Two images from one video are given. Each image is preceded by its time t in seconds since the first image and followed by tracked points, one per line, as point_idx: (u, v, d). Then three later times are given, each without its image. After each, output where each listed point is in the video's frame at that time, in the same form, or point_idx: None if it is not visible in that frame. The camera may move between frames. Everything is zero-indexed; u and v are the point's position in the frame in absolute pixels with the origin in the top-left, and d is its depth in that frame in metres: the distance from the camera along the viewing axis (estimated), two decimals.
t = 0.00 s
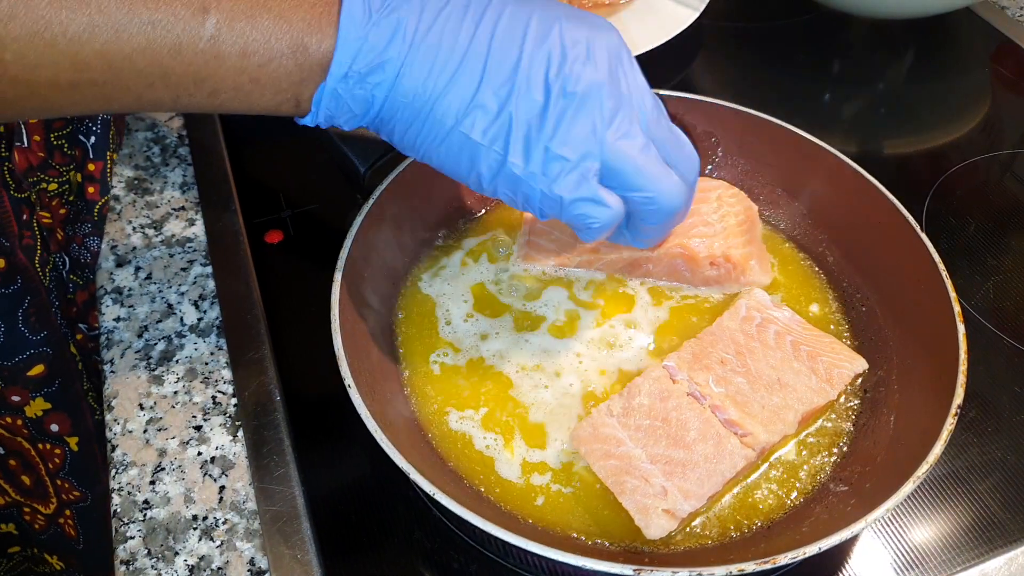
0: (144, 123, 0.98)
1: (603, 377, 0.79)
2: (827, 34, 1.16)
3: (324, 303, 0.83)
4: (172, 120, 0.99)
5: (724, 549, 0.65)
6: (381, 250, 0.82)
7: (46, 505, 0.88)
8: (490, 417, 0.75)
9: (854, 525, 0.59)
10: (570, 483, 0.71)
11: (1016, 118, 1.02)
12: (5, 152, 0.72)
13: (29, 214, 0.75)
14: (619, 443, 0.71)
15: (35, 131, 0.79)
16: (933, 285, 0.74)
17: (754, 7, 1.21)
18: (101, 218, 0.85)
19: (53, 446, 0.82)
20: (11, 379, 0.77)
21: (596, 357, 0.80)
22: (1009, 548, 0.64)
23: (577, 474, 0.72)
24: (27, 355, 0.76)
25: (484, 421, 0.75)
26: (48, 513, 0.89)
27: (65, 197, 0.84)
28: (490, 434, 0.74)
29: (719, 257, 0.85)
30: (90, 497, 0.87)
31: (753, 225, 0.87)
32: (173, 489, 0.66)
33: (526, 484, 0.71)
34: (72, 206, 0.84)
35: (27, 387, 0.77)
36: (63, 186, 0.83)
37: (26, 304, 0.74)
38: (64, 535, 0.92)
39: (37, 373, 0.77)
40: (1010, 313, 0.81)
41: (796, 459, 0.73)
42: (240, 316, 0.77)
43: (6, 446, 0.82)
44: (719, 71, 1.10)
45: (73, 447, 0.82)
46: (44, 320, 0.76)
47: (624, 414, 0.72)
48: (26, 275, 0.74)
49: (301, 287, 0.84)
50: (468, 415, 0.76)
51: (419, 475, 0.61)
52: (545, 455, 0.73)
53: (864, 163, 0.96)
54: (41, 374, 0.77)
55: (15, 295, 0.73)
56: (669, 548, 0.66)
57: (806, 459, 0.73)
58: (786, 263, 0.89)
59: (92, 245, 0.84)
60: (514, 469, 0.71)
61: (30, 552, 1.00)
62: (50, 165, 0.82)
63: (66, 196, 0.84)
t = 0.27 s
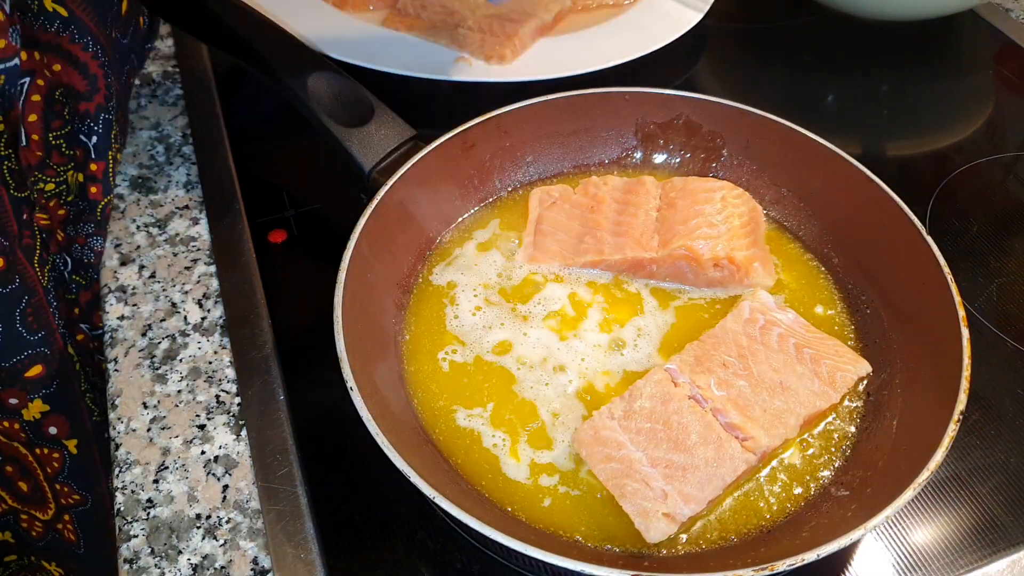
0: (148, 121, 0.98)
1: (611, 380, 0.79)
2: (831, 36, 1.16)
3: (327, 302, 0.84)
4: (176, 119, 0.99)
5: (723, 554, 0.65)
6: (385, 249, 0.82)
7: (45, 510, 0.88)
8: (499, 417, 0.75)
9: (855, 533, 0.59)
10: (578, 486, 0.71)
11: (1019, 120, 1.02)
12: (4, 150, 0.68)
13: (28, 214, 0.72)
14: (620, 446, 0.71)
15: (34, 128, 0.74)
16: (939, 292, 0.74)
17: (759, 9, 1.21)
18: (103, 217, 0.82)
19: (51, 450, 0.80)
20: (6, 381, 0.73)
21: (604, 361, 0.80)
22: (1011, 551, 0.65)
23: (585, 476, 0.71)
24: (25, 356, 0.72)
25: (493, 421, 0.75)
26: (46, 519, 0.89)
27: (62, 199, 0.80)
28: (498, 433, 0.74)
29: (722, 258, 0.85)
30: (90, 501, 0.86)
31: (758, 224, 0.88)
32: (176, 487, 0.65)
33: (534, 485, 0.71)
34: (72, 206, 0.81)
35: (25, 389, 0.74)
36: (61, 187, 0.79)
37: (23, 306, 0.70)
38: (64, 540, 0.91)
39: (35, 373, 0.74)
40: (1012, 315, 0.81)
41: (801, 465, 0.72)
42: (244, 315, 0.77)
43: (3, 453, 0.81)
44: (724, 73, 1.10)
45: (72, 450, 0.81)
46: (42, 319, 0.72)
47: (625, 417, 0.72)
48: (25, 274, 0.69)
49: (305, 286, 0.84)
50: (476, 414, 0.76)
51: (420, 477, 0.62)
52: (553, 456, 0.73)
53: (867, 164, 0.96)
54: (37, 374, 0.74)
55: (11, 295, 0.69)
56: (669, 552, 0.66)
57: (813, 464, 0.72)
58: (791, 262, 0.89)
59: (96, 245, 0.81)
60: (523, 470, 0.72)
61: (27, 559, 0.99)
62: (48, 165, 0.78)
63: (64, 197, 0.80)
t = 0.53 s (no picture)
0: (149, 121, 0.98)
1: (611, 380, 0.78)
2: (832, 35, 1.16)
3: (328, 302, 0.83)
4: (177, 118, 0.98)
5: (724, 553, 0.65)
6: (386, 248, 0.82)
7: (41, 501, 0.89)
8: (497, 417, 0.75)
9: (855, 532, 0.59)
10: (573, 487, 0.71)
11: (1021, 119, 1.02)
12: None
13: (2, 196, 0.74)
14: (621, 445, 0.71)
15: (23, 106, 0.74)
16: (941, 290, 0.74)
17: (760, 8, 1.21)
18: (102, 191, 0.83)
19: (44, 443, 0.82)
20: None
21: (604, 361, 0.80)
22: (1013, 551, 0.64)
23: (581, 478, 0.71)
24: (15, 347, 0.73)
25: (491, 420, 0.75)
26: (42, 510, 0.90)
27: (45, 182, 0.81)
28: (494, 431, 0.74)
29: (723, 258, 0.85)
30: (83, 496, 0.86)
31: (758, 224, 0.88)
32: (177, 487, 0.65)
33: (530, 484, 0.71)
34: (67, 182, 0.82)
35: (15, 380, 0.75)
36: (42, 171, 0.80)
37: (14, 297, 0.71)
38: (58, 533, 0.92)
39: (24, 365, 0.75)
40: (1014, 315, 0.81)
41: (803, 465, 0.72)
42: (245, 315, 0.77)
43: None
44: (725, 72, 1.10)
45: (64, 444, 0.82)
46: (32, 310, 0.73)
47: (626, 416, 0.72)
48: (14, 265, 0.70)
49: (305, 286, 0.84)
50: (473, 412, 0.76)
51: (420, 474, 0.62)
52: (550, 457, 0.72)
53: (868, 164, 0.96)
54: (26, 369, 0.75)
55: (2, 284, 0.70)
56: (670, 550, 0.66)
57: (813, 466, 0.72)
58: (791, 262, 0.89)
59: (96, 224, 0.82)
60: (519, 469, 0.71)
61: (27, 546, 1.01)
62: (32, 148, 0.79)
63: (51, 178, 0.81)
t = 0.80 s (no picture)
0: (148, 121, 0.97)
1: (609, 385, 0.78)
2: (832, 34, 1.15)
3: (327, 302, 0.83)
4: (176, 118, 0.98)
5: (725, 553, 0.65)
6: (385, 249, 0.82)
7: (40, 484, 0.87)
8: (496, 418, 0.75)
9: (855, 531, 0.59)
10: (574, 488, 0.70)
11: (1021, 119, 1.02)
12: None
13: None
14: (621, 445, 0.70)
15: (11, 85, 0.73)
16: (941, 291, 0.74)
17: (760, 7, 1.21)
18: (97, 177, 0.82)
19: (38, 431, 0.81)
20: None
21: (604, 365, 0.80)
22: (1014, 551, 0.64)
23: (582, 478, 0.71)
24: (13, 332, 0.72)
25: (490, 422, 0.75)
26: (42, 494, 0.88)
27: (35, 169, 0.78)
28: (489, 433, 0.74)
29: (723, 259, 0.84)
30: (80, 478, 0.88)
31: (758, 225, 0.88)
32: (176, 488, 0.65)
33: (530, 486, 0.70)
34: (60, 168, 0.80)
35: (12, 364, 0.74)
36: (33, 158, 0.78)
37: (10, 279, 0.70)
38: (56, 519, 0.91)
39: (21, 350, 0.74)
40: (1014, 315, 0.81)
41: (803, 465, 0.72)
42: (244, 316, 0.77)
43: None
44: (725, 72, 1.10)
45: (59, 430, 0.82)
46: (26, 294, 0.72)
47: (626, 416, 0.72)
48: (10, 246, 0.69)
49: (304, 286, 0.84)
50: (469, 413, 0.75)
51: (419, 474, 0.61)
52: (552, 457, 0.72)
53: (868, 163, 0.96)
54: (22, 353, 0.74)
55: None
56: (670, 551, 0.66)
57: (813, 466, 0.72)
58: (792, 262, 0.89)
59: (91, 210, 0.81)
60: (519, 470, 0.71)
61: (30, 526, 1.01)
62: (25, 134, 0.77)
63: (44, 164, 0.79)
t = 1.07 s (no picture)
0: (145, 119, 0.97)
1: (607, 383, 0.78)
2: (831, 30, 1.15)
3: (325, 301, 0.83)
4: (173, 117, 0.98)
5: (724, 551, 0.65)
6: (382, 247, 0.82)
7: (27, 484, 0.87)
8: (494, 417, 0.75)
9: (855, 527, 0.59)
10: (573, 485, 0.70)
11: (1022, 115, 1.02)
12: None
13: None
14: (619, 442, 0.70)
15: None
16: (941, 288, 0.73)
17: (759, 3, 1.20)
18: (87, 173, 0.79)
19: (25, 432, 0.80)
20: None
21: (601, 362, 0.79)
22: (1013, 548, 0.64)
23: (581, 475, 0.71)
24: None
25: (488, 420, 0.74)
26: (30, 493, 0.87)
27: (24, 165, 0.77)
28: (489, 432, 0.74)
29: (722, 255, 0.84)
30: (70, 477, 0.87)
31: (757, 222, 0.88)
32: (173, 487, 0.65)
33: (529, 483, 0.70)
34: (51, 164, 0.78)
35: None
36: (21, 155, 0.76)
37: None
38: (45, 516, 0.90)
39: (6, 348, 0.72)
40: (1014, 312, 0.81)
41: (802, 460, 0.72)
42: (241, 315, 0.77)
43: None
44: (724, 67, 1.09)
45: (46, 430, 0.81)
46: (10, 290, 0.71)
47: (624, 413, 0.72)
48: None
49: (302, 285, 0.84)
50: (469, 411, 0.75)
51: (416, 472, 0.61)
52: (552, 455, 0.72)
53: (868, 160, 0.95)
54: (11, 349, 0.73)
55: None
56: (669, 548, 0.66)
57: (812, 462, 0.72)
58: (791, 258, 0.88)
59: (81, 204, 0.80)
60: (518, 468, 0.71)
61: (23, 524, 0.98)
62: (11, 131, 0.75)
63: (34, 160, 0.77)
